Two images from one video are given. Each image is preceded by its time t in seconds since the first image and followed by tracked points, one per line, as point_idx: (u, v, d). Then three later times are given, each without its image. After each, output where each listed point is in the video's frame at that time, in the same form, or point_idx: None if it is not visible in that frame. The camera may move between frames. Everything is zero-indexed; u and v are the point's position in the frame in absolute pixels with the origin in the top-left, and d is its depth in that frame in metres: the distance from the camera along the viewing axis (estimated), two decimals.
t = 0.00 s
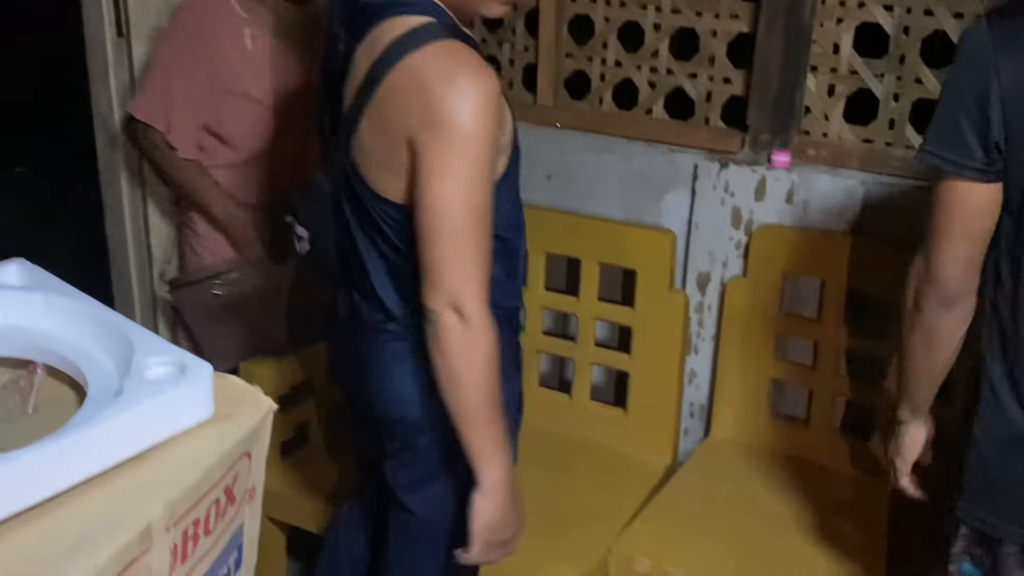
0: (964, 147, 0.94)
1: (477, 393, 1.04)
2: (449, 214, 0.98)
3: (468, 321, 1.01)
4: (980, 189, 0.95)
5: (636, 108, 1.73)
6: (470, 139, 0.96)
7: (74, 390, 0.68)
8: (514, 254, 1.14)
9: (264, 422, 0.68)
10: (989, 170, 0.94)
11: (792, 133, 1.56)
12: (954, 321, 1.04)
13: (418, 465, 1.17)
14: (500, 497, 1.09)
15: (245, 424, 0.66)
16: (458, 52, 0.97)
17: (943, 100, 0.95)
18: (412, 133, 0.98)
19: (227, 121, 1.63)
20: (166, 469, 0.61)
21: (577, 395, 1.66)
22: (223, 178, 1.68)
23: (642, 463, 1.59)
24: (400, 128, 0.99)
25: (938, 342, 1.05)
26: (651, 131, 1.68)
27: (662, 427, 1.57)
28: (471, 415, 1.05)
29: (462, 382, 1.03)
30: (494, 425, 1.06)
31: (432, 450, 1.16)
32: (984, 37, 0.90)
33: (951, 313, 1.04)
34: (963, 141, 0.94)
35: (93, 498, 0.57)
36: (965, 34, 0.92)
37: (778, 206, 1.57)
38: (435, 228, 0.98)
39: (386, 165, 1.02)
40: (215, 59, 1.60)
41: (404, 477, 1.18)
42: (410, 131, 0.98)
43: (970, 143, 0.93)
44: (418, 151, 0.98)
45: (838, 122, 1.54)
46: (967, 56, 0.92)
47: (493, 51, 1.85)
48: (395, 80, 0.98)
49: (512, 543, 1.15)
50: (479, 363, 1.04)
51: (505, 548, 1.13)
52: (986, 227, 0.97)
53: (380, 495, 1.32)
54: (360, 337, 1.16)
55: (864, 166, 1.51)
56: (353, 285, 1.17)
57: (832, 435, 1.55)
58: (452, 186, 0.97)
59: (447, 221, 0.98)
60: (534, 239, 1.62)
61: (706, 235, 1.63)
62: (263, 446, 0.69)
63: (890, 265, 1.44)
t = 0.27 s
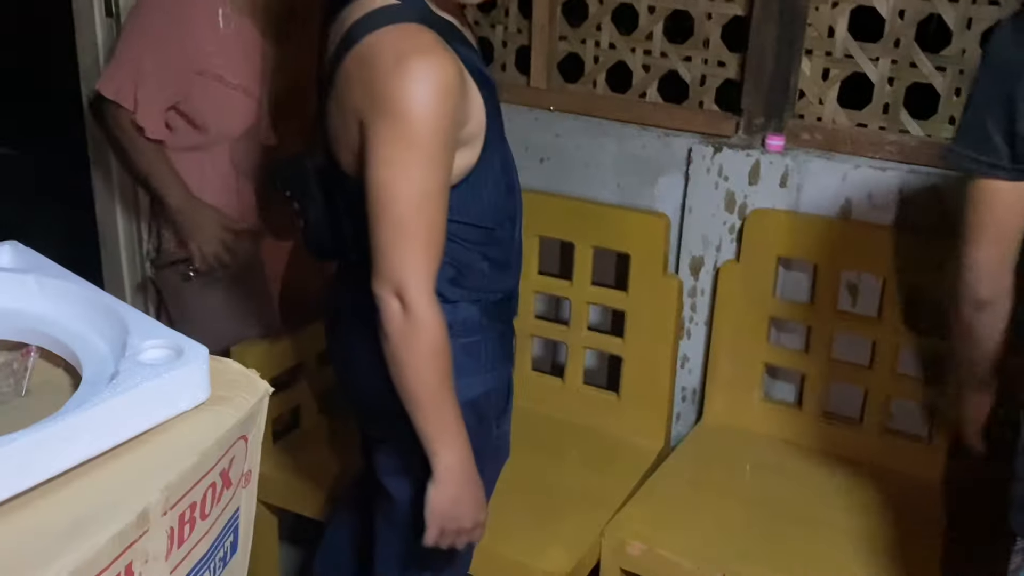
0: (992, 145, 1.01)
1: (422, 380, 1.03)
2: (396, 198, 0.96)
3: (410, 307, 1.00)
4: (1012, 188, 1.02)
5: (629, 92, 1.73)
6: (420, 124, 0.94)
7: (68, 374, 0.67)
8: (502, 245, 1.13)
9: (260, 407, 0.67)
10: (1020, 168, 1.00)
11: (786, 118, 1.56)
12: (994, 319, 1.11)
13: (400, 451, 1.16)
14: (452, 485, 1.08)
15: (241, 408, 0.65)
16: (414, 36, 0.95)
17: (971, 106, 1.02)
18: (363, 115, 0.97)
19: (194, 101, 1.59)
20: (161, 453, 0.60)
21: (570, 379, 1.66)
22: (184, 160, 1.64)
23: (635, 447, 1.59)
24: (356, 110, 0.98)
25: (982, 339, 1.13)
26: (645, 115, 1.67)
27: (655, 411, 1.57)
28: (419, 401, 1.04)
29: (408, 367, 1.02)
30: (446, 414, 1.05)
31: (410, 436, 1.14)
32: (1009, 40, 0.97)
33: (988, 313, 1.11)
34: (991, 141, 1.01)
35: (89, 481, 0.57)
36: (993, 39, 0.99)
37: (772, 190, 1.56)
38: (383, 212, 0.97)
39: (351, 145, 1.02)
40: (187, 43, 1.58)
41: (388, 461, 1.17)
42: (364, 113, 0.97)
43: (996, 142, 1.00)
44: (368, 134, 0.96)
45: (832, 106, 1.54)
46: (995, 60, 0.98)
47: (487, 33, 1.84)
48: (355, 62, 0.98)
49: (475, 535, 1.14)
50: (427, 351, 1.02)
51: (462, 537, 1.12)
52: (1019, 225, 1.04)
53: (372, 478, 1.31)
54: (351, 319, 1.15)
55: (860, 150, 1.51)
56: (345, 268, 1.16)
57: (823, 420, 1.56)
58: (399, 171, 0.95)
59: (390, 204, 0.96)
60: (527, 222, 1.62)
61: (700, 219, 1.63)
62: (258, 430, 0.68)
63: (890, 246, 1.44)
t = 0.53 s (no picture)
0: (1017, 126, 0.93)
1: (402, 366, 1.04)
2: (369, 190, 0.96)
3: (387, 296, 1.00)
4: None
5: (621, 80, 1.73)
6: (393, 116, 0.94)
7: (63, 362, 0.67)
8: (493, 232, 1.13)
9: (253, 394, 0.68)
10: None
11: (778, 106, 1.56)
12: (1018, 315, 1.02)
13: (391, 436, 1.16)
14: (437, 466, 1.10)
15: (234, 396, 0.65)
16: (387, 27, 0.95)
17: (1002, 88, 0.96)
18: (338, 106, 0.97)
19: (183, 85, 1.56)
20: (155, 440, 0.60)
21: (562, 366, 1.66)
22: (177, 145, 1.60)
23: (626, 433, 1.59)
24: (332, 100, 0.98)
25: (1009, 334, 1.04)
26: (637, 103, 1.67)
27: (646, 398, 1.58)
28: (401, 387, 1.05)
29: (390, 353, 1.03)
30: (430, 399, 1.06)
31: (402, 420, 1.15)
32: None
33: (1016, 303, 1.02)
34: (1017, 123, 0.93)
35: (83, 469, 0.57)
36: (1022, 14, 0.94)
37: (762, 178, 1.57)
38: (358, 202, 0.97)
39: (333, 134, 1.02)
40: (176, 29, 1.55)
41: (379, 446, 1.17)
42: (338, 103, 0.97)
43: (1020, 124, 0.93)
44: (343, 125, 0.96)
45: (823, 95, 1.55)
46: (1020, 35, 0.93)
47: (478, 21, 1.83)
48: (331, 52, 0.97)
49: (463, 503, 1.15)
50: (407, 338, 1.03)
51: (449, 508, 1.13)
52: None
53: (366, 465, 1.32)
54: (347, 305, 1.15)
55: (852, 139, 1.51)
56: (341, 255, 1.16)
57: (813, 405, 1.57)
58: (373, 162, 0.95)
59: (363, 196, 0.97)
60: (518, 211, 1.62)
61: (691, 207, 1.63)
62: (253, 416, 0.69)
63: (882, 231, 1.45)
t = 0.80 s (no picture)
0: None
1: (406, 364, 1.04)
2: (373, 185, 0.96)
3: (391, 292, 1.00)
4: None
5: (612, 74, 1.73)
6: (396, 111, 0.94)
7: (54, 360, 0.67)
8: (486, 225, 1.14)
9: (247, 391, 0.68)
10: None
11: (769, 99, 1.56)
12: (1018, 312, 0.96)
13: (388, 431, 1.15)
14: (439, 464, 1.10)
15: (228, 393, 0.65)
16: (386, 24, 0.95)
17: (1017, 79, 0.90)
18: (339, 103, 0.97)
19: (152, 81, 1.51)
20: (149, 437, 0.60)
21: (555, 361, 1.66)
22: (151, 145, 1.56)
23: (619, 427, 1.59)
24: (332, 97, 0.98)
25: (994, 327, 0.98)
26: (629, 97, 1.67)
27: (639, 392, 1.58)
28: (404, 384, 1.05)
29: (393, 349, 1.03)
30: (433, 395, 1.06)
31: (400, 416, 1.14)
32: None
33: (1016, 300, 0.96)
34: None
35: (77, 467, 0.57)
36: None
37: (754, 172, 1.57)
38: (361, 198, 0.97)
39: (331, 131, 1.02)
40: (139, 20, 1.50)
41: (375, 441, 1.17)
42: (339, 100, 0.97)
43: None
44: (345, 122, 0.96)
45: (814, 88, 1.55)
46: None
47: (469, 15, 1.83)
48: (330, 50, 0.97)
49: (465, 509, 1.17)
50: (411, 334, 1.03)
51: (451, 513, 1.14)
52: None
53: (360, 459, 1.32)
54: (341, 302, 1.15)
55: (843, 133, 1.52)
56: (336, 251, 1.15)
57: (805, 398, 1.58)
58: (377, 158, 0.95)
59: (366, 193, 0.96)
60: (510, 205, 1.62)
61: (683, 201, 1.63)
62: (246, 413, 0.69)
63: (873, 224, 1.45)
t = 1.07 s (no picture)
0: None
1: (419, 361, 1.04)
2: (384, 186, 0.96)
3: (403, 291, 1.00)
4: None
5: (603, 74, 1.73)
6: (406, 111, 0.94)
7: (44, 365, 0.67)
8: (480, 222, 1.13)
9: (238, 393, 0.68)
10: None
11: (760, 97, 1.56)
12: None
13: (382, 430, 1.15)
14: (457, 455, 1.11)
15: (219, 396, 0.65)
16: (389, 25, 0.95)
17: None
18: (345, 105, 0.97)
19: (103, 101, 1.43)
20: (140, 441, 0.60)
21: (548, 361, 1.67)
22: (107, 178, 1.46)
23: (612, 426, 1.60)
24: (336, 99, 0.98)
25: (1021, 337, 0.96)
26: (619, 96, 1.68)
27: (632, 391, 1.58)
28: (416, 381, 1.05)
29: (404, 347, 1.03)
30: (446, 389, 1.07)
31: (397, 415, 1.14)
32: None
33: None
34: None
35: (68, 472, 0.57)
36: None
37: (745, 170, 1.57)
38: (371, 198, 0.97)
39: (332, 134, 1.01)
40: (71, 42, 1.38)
41: (370, 441, 1.16)
42: (345, 103, 0.97)
43: None
44: (352, 124, 0.96)
45: (804, 86, 1.55)
46: None
47: (459, 16, 1.83)
48: (332, 53, 0.97)
49: (480, 497, 1.18)
50: (422, 332, 1.03)
51: (467, 503, 1.15)
52: None
53: (353, 461, 1.32)
54: (334, 304, 1.15)
55: (834, 130, 1.52)
56: (327, 254, 1.15)
57: (798, 396, 1.58)
58: (388, 159, 0.95)
59: (379, 193, 0.96)
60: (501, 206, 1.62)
61: (674, 200, 1.64)
62: (238, 416, 0.69)
63: (864, 221, 1.45)
